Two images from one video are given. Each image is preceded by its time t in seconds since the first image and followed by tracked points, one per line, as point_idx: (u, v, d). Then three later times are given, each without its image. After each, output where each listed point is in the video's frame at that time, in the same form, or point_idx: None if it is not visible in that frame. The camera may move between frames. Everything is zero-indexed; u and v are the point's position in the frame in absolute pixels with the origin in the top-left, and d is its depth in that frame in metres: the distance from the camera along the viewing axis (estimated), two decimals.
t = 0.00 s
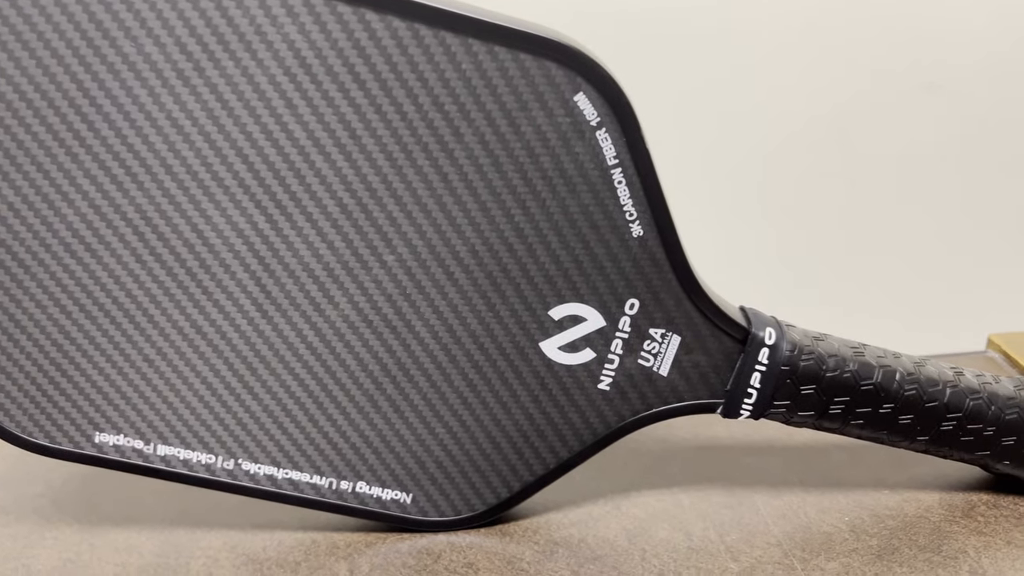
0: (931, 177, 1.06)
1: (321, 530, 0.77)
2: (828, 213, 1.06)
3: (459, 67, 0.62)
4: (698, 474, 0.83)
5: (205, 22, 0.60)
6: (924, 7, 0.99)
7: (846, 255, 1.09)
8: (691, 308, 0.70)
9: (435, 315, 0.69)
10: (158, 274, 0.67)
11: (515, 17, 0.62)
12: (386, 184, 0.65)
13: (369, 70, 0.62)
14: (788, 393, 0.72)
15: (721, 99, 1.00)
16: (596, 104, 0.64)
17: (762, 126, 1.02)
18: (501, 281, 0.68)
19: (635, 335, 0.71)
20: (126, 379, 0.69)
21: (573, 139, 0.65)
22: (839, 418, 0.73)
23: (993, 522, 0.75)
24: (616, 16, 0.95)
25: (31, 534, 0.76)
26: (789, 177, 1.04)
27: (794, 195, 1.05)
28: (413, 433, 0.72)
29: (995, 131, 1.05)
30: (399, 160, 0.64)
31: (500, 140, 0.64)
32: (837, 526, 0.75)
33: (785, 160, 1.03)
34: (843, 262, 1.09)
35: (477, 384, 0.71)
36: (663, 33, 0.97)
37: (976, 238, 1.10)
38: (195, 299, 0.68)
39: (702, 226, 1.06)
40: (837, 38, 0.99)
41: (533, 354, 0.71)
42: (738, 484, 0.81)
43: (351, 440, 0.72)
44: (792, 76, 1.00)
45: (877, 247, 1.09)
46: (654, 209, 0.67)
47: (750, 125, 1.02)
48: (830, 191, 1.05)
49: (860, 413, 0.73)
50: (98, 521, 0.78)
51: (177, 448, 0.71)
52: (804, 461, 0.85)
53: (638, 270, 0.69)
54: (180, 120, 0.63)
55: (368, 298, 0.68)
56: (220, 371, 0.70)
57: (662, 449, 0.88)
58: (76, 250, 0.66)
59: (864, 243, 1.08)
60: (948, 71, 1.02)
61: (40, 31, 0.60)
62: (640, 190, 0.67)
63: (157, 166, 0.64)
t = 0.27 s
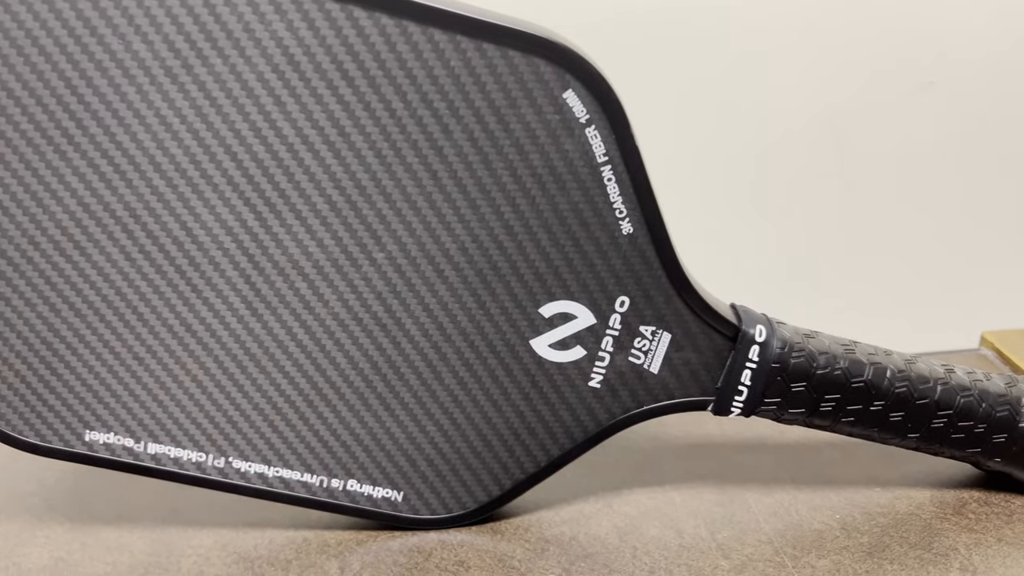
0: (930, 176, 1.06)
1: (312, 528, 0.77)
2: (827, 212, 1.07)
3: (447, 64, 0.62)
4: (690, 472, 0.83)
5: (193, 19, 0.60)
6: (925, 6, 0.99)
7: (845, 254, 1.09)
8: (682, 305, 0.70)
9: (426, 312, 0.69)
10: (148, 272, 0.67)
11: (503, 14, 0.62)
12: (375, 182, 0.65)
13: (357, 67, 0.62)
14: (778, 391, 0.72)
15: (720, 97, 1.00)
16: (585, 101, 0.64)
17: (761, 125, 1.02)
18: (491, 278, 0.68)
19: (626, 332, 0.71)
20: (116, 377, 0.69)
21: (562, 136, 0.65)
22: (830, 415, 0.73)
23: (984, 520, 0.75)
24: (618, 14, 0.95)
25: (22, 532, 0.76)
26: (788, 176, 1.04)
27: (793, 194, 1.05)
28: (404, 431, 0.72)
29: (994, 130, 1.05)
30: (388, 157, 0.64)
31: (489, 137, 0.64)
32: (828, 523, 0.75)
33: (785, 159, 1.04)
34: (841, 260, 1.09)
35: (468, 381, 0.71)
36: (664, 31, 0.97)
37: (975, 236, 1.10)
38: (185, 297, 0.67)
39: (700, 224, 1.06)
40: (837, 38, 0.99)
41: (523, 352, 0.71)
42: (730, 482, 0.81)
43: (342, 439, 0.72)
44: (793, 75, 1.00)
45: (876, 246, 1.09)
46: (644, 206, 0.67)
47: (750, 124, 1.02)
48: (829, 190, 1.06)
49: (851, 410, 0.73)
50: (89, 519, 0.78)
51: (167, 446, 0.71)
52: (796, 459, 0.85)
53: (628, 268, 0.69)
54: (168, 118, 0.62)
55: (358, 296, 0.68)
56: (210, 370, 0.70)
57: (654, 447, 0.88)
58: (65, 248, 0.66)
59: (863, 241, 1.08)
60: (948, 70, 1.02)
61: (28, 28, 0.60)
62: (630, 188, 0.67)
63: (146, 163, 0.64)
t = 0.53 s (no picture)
0: (934, 176, 1.06)
1: (303, 529, 0.76)
2: (830, 213, 1.07)
3: (435, 63, 0.62)
4: (682, 472, 0.83)
5: (180, 19, 0.60)
6: (926, 7, 0.99)
7: (844, 255, 1.09)
8: (672, 305, 0.70)
9: (415, 312, 0.69)
10: (136, 272, 0.66)
11: (492, 13, 0.62)
12: (364, 181, 0.65)
13: (345, 66, 0.61)
14: (769, 390, 0.72)
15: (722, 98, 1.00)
16: (574, 100, 0.64)
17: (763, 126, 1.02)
18: (481, 278, 0.68)
19: (616, 332, 0.71)
20: (105, 378, 0.69)
21: (552, 135, 0.65)
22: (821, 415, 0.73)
23: (976, 519, 0.75)
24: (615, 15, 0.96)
25: (12, 533, 0.76)
26: (791, 177, 1.05)
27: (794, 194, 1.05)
28: (394, 431, 0.72)
29: (996, 129, 1.05)
30: (376, 156, 0.64)
31: (478, 136, 0.64)
32: (820, 523, 0.75)
33: (786, 160, 1.04)
34: (842, 262, 1.09)
35: (458, 381, 0.71)
36: (665, 32, 0.97)
37: (974, 237, 1.10)
38: (173, 297, 0.67)
39: (702, 226, 1.06)
40: (839, 38, 0.99)
41: (514, 352, 0.71)
42: (722, 481, 0.81)
43: (332, 439, 0.72)
44: (794, 76, 1.00)
45: (877, 247, 1.09)
46: (633, 205, 0.67)
47: (751, 125, 1.02)
48: (832, 190, 1.06)
49: (842, 409, 0.73)
50: (80, 519, 0.78)
51: (157, 446, 0.71)
52: (788, 458, 0.85)
53: (618, 267, 0.69)
54: (156, 117, 0.62)
55: (347, 296, 0.68)
56: (200, 370, 0.69)
57: (646, 447, 0.88)
58: (53, 248, 0.65)
59: (865, 242, 1.09)
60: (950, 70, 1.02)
61: (14, 27, 0.60)
62: (620, 187, 0.66)
63: (134, 163, 0.63)
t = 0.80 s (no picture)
0: (934, 177, 1.07)
1: (295, 529, 0.76)
2: (830, 214, 1.07)
3: (424, 64, 0.62)
4: (674, 472, 0.83)
5: (168, 20, 0.60)
6: (927, 8, 0.99)
7: (840, 255, 1.09)
8: (662, 305, 0.70)
9: (406, 312, 0.69)
10: (127, 273, 0.66)
11: (480, 14, 0.62)
12: (354, 182, 0.65)
13: (334, 67, 0.61)
14: (760, 390, 0.72)
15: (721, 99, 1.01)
16: (563, 101, 0.64)
17: (763, 127, 1.02)
18: (471, 278, 0.68)
19: (607, 332, 0.71)
20: (95, 379, 0.69)
21: (541, 136, 0.65)
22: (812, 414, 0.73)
23: (967, 518, 0.75)
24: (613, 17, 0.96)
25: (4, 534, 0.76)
26: (791, 178, 1.05)
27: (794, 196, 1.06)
28: (385, 431, 0.72)
29: (997, 130, 1.06)
30: (366, 157, 0.64)
31: (467, 137, 0.64)
32: (811, 523, 0.75)
33: (784, 162, 1.04)
34: (838, 262, 1.10)
35: (449, 381, 0.71)
36: (662, 34, 0.97)
37: (970, 237, 1.10)
38: (163, 298, 0.67)
39: (702, 227, 1.06)
40: (839, 40, 0.99)
41: (504, 352, 0.71)
42: (714, 481, 0.81)
43: (324, 440, 0.72)
44: (794, 77, 1.00)
45: (874, 247, 1.09)
46: (623, 206, 0.67)
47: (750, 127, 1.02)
48: (831, 192, 1.06)
49: (833, 409, 0.73)
50: (72, 520, 0.78)
51: (149, 447, 0.71)
52: (780, 458, 0.85)
53: (608, 268, 0.69)
54: (145, 119, 0.62)
55: (338, 296, 0.68)
56: (190, 371, 0.69)
57: (638, 447, 0.88)
58: (43, 249, 0.65)
59: (864, 243, 1.09)
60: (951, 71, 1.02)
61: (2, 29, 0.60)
62: (609, 187, 0.67)
63: (123, 164, 0.63)
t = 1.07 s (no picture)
0: (930, 175, 1.09)
1: (288, 527, 0.76)
2: (828, 210, 1.09)
3: (414, 61, 0.62)
4: (667, 469, 0.83)
5: (157, 18, 0.60)
6: (923, 9, 1.02)
7: (840, 251, 1.11)
8: (653, 302, 0.71)
9: (397, 310, 0.69)
10: (117, 272, 0.66)
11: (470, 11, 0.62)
12: (344, 180, 0.65)
13: (323, 65, 0.61)
14: (751, 387, 0.72)
15: (721, 96, 1.03)
16: (553, 98, 0.64)
17: (763, 124, 1.04)
18: (462, 276, 0.68)
19: (598, 329, 0.71)
20: (86, 377, 0.69)
21: (531, 133, 0.65)
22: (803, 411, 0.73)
23: (958, 515, 0.75)
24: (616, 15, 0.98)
25: None
26: (790, 175, 1.07)
27: (792, 192, 1.08)
28: (377, 430, 0.72)
29: (991, 128, 1.08)
30: (356, 155, 0.64)
31: (457, 134, 0.64)
32: (802, 519, 0.75)
33: (784, 158, 1.06)
34: (837, 258, 1.12)
35: (441, 379, 0.71)
36: (665, 34, 0.99)
37: (965, 234, 1.12)
38: (154, 296, 0.67)
39: (702, 222, 1.08)
40: (837, 39, 1.02)
41: (496, 350, 0.71)
42: (707, 477, 0.82)
43: (315, 438, 0.72)
44: (793, 75, 1.03)
45: (871, 244, 1.11)
46: (613, 203, 0.67)
47: (751, 124, 1.04)
48: (830, 188, 1.08)
49: (824, 406, 0.73)
50: (64, 520, 0.78)
51: (140, 446, 0.70)
52: (773, 455, 0.85)
53: (599, 265, 0.69)
54: (134, 117, 0.62)
55: (328, 294, 0.68)
56: (181, 369, 0.69)
57: (631, 444, 0.88)
58: (32, 247, 0.65)
59: (861, 240, 1.11)
60: (947, 70, 1.04)
61: None
62: (600, 185, 0.67)
63: (113, 163, 0.63)
